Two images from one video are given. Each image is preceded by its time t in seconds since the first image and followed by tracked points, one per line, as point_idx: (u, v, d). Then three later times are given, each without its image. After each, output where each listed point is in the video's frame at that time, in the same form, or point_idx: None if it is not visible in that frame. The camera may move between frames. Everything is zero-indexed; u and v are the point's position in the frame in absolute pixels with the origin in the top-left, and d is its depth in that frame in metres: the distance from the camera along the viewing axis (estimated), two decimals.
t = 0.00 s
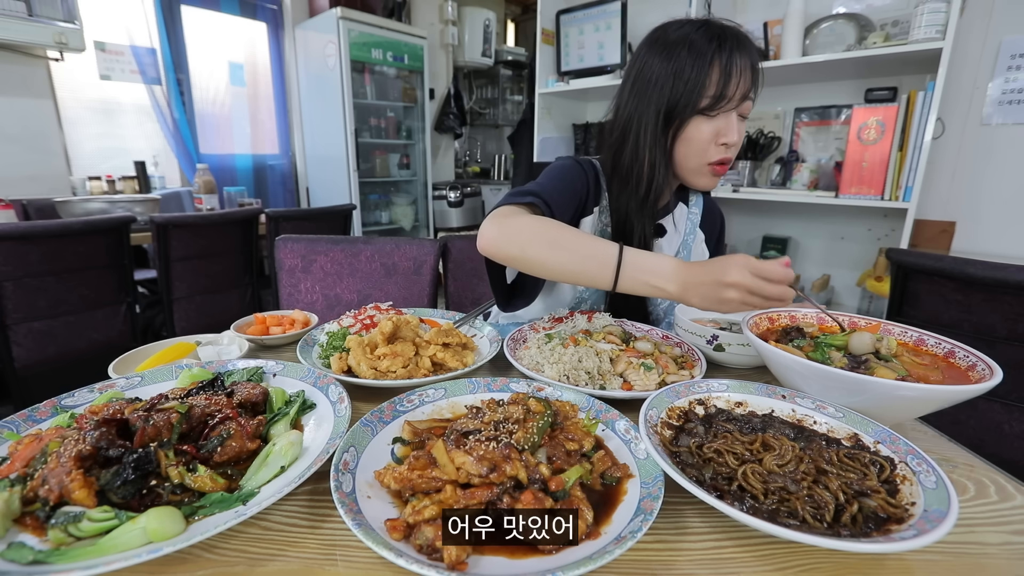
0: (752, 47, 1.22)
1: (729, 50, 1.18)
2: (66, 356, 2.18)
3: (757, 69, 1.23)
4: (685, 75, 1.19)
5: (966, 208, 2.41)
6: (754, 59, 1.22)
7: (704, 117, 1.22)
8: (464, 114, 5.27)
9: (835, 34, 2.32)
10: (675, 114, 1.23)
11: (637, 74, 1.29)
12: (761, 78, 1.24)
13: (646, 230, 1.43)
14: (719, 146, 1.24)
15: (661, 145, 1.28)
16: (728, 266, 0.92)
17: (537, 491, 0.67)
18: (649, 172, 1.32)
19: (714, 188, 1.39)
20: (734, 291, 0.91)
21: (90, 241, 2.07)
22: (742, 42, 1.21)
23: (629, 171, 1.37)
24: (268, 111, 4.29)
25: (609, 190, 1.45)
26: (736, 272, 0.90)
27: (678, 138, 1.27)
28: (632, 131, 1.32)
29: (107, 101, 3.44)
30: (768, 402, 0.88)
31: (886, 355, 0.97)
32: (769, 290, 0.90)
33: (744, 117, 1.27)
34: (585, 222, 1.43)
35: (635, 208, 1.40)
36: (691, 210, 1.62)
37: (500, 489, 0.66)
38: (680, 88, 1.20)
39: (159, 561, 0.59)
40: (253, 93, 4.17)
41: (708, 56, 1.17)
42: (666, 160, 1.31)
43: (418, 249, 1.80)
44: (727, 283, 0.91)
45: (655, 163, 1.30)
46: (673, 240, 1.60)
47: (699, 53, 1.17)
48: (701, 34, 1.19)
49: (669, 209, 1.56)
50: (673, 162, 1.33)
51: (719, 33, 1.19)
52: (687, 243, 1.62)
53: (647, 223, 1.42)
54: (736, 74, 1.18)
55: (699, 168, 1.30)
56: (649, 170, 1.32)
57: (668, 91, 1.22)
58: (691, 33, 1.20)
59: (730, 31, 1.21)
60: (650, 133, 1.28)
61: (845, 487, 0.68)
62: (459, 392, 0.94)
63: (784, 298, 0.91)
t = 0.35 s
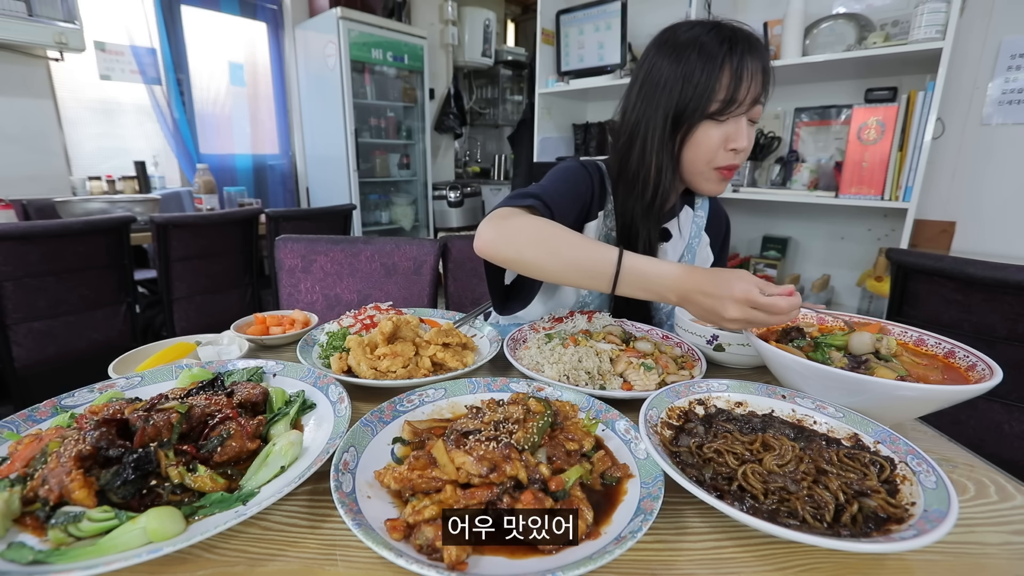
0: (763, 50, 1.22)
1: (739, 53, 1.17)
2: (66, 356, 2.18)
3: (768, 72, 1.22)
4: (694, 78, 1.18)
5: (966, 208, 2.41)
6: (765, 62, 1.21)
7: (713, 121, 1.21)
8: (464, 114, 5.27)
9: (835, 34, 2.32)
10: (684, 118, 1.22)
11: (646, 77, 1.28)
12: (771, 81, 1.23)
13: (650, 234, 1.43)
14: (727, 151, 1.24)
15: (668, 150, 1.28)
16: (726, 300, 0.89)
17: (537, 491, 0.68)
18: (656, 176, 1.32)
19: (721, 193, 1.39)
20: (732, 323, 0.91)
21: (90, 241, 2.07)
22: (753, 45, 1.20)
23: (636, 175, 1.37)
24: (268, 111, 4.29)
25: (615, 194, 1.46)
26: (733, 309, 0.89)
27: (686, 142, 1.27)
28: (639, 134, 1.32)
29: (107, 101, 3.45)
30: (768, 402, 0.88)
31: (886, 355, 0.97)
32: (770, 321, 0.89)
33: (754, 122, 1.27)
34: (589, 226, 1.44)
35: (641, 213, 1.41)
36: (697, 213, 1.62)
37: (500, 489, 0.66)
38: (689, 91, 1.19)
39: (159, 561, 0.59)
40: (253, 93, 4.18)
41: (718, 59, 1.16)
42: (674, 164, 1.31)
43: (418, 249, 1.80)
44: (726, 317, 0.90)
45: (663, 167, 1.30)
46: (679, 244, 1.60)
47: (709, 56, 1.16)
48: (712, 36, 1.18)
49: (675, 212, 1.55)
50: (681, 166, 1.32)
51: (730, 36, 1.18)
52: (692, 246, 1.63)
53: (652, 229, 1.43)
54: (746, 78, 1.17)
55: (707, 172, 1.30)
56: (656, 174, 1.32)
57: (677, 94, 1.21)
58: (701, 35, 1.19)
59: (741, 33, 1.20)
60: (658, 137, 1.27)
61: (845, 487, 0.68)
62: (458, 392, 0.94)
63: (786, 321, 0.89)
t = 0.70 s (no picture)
0: (787, 57, 1.20)
1: (763, 61, 1.16)
2: (66, 356, 2.18)
3: (792, 79, 1.21)
4: (714, 85, 1.18)
5: (966, 208, 2.41)
6: (790, 69, 1.20)
7: (732, 130, 1.21)
8: (464, 114, 5.27)
9: (835, 34, 2.32)
10: (703, 126, 1.22)
11: (665, 82, 1.28)
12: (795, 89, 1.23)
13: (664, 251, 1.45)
14: (747, 161, 1.24)
15: (685, 158, 1.28)
16: (713, 238, 0.88)
17: (537, 491, 0.68)
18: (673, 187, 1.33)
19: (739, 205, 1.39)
20: (723, 265, 0.90)
21: (89, 241, 2.07)
22: (777, 51, 1.19)
23: (652, 183, 1.38)
24: (268, 111, 4.29)
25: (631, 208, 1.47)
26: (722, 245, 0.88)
27: (704, 151, 1.26)
28: (656, 141, 1.32)
29: (107, 101, 3.45)
30: (768, 402, 0.88)
31: (886, 355, 0.97)
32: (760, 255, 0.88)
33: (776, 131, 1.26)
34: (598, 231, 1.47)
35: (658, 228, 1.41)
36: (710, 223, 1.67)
37: (500, 489, 0.66)
38: (709, 99, 1.18)
39: (160, 562, 0.59)
40: (253, 93, 4.18)
41: (740, 67, 1.16)
42: (691, 173, 1.30)
43: (418, 249, 1.80)
44: (715, 257, 0.89)
45: (679, 176, 1.30)
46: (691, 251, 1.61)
47: (731, 63, 1.16)
48: (734, 43, 1.18)
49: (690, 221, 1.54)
50: (699, 176, 1.32)
51: (753, 41, 1.17)
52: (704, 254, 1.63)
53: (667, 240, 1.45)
54: (769, 86, 1.17)
55: (725, 183, 1.30)
56: (672, 183, 1.33)
57: (697, 102, 1.21)
58: (723, 40, 1.19)
59: (765, 39, 1.19)
60: (675, 146, 1.27)
61: (845, 487, 0.68)
62: (459, 392, 0.94)
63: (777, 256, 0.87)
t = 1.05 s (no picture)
0: (797, 58, 1.20)
1: (771, 64, 1.16)
2: (66, 356, 2.18)
3: (803, 82, 1.20)
4: (721, 90, 1.18)
5: (966, 208, 2.41)
6: (800, 71, 1.19)
7: (741, 135, 1.22)
8: (464, 114, 5.27)
9: (835, 34, 2.32)
10: (711, 131, 1.22)
11: (672, 85, 1.27)
12: (806, 91, 1.22)
13: (673, 262, 1.40)
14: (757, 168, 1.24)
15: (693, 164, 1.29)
16: (687, 175, 0.97)
17: (537, 491, 0.68)
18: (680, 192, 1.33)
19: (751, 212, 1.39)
20: (698, 201, 0.99)
21: (90, 240, 2.07)
22: (787, 53, 1.19)
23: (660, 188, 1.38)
24: (268, 111, 4.29)
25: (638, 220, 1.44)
26: (695, 181, 0.96)
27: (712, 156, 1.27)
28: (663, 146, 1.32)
29: (107, 101, 3.44)
30: (768, 402, 0.88)
31: (886, 355, 0.97)
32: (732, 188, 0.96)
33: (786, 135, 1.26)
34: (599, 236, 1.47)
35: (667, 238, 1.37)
36: (721, 232, 1.64)
37: (500, 489, 0.67)
38: (716, 103, 1.19)
39: (160, 562, 0.59)
40: (253, 93, 4.18)
41: (748, 71, 1.15)
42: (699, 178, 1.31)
43: (418, 249, 1.80)
44: (689, 193, 0.98)
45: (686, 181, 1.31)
46: (699, 260, 1.61)
47: (738, 67, 1.16)
48: (743, 46, 1.17)
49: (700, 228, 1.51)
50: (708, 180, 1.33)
51: (761, 44, 1.17)
52: (712, 264, 1.61)
53: (676, 253, 1.39)
54: (777, 90, 1.17)
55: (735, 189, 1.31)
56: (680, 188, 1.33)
57: (704, 107, 1.21)
58: (731, 43, 1.19)
59: (774, 41, 1.19)
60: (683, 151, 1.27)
61: (845, 487, 0.68)
62: (459, 392, 0.94)
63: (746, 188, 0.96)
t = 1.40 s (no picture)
0: (791, 61, 1.20)
1: (764, 66, 1.16)
2: (66, 356, 2.18)
3: (796, 83, 1.20)
4: (714, 91, 1.18)
5: (966, 208, 2.41)
6: (793, 72, 1.19)
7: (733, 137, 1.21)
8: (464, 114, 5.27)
9: (835, 34, 2.32)
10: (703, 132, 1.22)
11: (667, 84, 1.27)
12: (800, 93, 1.22)
13: (669, 262, 1.40)
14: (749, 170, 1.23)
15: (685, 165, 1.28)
16: (676, 162, 0.99)
17: (537, 491, 0.68)
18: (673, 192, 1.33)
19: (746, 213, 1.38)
20: (688, 185, 1.00)
21: (90, 240, 2.07)
22: (781, 55, 1.19)
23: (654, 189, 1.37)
24: (268, 111, 4.29)
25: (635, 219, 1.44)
26: (684, 166, 0.98)
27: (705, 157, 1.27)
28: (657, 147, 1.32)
29: (107, 101, 3.45)
30: (768, 402, 0.88)
31: (886, 355, 0.97)
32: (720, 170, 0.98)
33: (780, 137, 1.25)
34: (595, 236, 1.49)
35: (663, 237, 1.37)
36: (721, 230, 1.64)
37: (500, 489, 0.67)
38: (708, 105, 1.19)
39: (160, 562, 0.59)
40: (253, 93, 4.18)
41: (741, 73, 1.15)
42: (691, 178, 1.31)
43: (418, 249, 1.80)
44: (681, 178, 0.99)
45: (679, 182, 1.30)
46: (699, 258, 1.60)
47: (732, 68, 1.16)
48: (737, 47, 1.17)
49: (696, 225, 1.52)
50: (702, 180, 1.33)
51: (755, 45, 1.17)
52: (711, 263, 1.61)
53: (672, 254, 1.39)
54: (771, 91, 1.16)
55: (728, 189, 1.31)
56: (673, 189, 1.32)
57: (698, 108, 1.21)
58: (725, 44, 1.19)
59: (767, 42, 1.19)
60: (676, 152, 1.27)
61: (845, 487, 0.68)
62: (459, 392, 0.94)
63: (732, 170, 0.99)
